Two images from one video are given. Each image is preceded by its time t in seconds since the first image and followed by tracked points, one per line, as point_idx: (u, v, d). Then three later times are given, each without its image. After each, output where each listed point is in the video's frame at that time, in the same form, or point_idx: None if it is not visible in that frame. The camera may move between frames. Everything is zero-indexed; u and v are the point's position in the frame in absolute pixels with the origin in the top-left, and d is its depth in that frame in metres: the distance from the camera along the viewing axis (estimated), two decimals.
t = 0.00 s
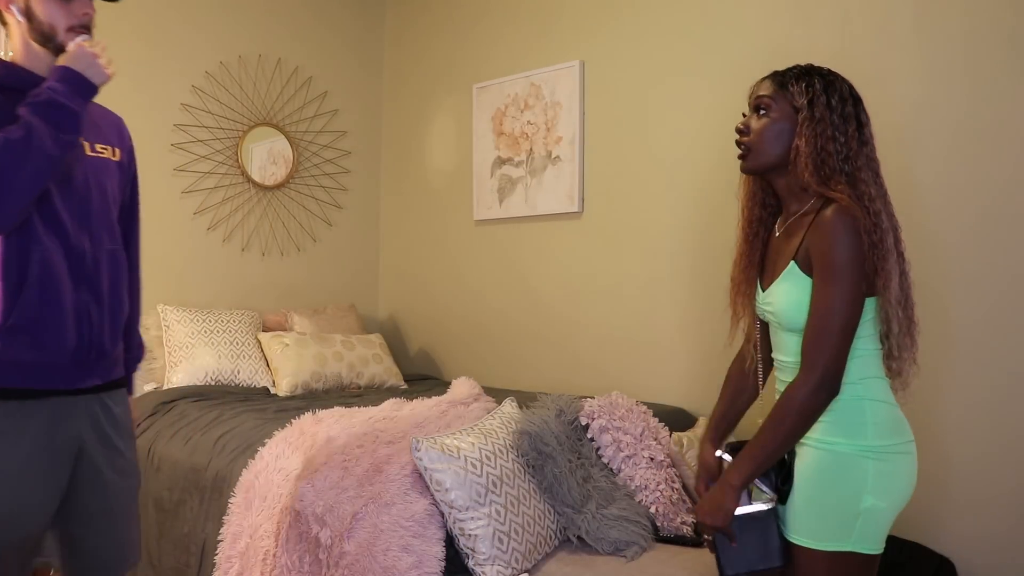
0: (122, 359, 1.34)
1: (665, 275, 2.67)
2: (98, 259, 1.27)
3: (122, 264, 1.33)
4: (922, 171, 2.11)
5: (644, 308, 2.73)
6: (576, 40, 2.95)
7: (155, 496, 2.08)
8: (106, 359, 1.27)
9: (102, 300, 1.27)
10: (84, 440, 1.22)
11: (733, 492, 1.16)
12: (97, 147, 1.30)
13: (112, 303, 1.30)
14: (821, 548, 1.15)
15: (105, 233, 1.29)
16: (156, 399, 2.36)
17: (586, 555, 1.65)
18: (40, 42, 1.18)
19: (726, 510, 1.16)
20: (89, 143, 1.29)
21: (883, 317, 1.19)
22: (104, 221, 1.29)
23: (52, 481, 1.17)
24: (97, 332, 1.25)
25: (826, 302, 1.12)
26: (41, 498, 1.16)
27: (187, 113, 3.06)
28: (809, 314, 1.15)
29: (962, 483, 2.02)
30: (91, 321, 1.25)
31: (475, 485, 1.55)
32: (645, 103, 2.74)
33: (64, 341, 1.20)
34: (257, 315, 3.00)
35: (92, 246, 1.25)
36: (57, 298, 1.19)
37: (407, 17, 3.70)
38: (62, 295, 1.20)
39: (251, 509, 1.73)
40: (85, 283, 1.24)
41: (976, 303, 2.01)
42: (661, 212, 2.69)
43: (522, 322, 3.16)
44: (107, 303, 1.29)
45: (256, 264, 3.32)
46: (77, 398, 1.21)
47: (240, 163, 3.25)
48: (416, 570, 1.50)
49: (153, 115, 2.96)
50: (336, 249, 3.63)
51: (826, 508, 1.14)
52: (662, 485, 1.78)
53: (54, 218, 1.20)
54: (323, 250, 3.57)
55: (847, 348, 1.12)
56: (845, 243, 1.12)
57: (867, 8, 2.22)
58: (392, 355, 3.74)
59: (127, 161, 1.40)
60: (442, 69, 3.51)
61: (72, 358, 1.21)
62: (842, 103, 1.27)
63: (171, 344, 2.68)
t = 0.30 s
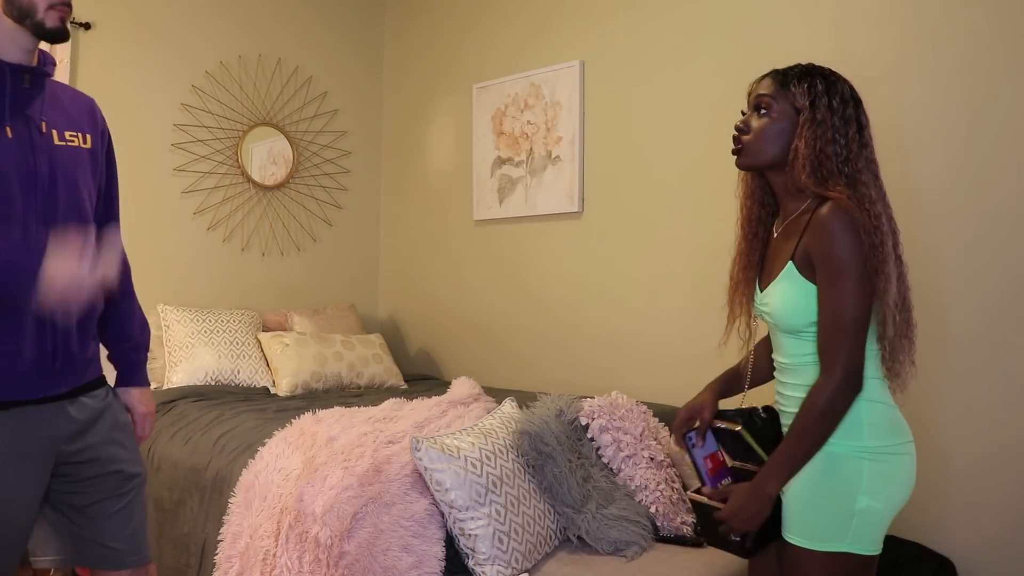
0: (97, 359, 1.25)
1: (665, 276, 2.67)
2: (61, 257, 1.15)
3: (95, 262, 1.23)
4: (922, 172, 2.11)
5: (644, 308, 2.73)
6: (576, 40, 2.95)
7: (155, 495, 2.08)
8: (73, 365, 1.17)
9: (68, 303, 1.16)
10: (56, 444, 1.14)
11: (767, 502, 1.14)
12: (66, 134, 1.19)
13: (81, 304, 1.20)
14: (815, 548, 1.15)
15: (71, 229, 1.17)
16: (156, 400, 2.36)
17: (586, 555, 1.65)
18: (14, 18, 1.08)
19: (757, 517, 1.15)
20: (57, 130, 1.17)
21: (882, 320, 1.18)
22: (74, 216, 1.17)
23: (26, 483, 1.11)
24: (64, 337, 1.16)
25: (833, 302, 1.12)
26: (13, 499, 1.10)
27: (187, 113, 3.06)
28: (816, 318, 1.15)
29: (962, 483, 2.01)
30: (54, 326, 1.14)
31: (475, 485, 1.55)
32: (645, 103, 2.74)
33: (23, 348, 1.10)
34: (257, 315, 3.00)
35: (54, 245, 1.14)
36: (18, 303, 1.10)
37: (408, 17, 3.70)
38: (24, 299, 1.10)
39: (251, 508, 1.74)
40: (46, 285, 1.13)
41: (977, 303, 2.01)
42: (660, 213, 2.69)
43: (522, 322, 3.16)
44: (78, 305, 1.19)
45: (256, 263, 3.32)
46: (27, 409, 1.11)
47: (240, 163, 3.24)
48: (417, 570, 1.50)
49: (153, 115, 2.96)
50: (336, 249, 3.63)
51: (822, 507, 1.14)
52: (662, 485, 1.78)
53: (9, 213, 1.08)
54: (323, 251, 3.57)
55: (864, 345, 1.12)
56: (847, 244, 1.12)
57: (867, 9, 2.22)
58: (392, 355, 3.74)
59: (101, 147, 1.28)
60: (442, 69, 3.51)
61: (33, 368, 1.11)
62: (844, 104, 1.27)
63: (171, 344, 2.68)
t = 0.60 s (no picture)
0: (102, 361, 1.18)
1: (666, 275, 2.67)
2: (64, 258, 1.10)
3: (100, 262, 1.16)
4: (923, 171, 2.11)
5: (644, 307, 2.73)
6: (576, 40, 2.95)
7: (155, 495, 2.07)
8: (77, 369, 1.10)
9: (70, 304, 1.10)
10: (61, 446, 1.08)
11: (762, 492, 1.15)
12: (71, 129, 1.13)
13: (84, 305, 1.13)
14: (821, 549, 1.15)
15: (75, 227, 1.11)
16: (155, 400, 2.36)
17: (586, 555, 1.65)
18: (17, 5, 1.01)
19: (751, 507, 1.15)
20: (60, 125, 1.11)
21: (887, 320, 1.18)
22: (77, 212, 1.12)
23: (27, 491, 1.04)
24: (66, 340, 1.09)
25: (840, 302, 1.12)
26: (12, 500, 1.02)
27: (187, 113, 3.06)
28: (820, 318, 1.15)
29: (964, 482, 2.02)
30: (56, 329, 1.08)
31: (475, 485, 1.55)
32: (644, 103, 2.74)
33: (23, 354, 1.04)
34: (257, 315, 3.00)
35: (56, 244, 1.09)
36: (16, 305, 1.03)
37: (407, 17, 3.70)
38: (23, 300, 1.04)
39: (251, 508, 1.74)
40: (47, 284, 1.07)
41: (978, 303, 2.01)
42: (660, 213, 2.69)
43: (523, 322, 3.16)
44: (79, 305, 1.12)
45: (256, 263, 3.32)
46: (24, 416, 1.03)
47: (240, 163, 3.24)
48: (416, 570, 1.48)
49: (153, 115, 2.96)
50: (336, 249, 3.63)
51: (827, 507, 1.14)
52: (662, 485, 1.78)
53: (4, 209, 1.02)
54: (323, 251, 3.57)
55: (869, 345, 1.12)
56: (852, 243, 1.12)
57: (867, 8, 2.22)
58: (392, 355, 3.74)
59: (109, 142, 1.22)
60: (442, 69, 3.51)
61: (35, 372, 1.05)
62: (846, 105, 1.27)
63: (170, 344, 2.68)
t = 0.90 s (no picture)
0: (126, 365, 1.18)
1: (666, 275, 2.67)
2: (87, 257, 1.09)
3: (122, 261, 1.16)
4: (923, 171, 2.11)
5: (644, 307, 2.73)
6: (576, 40, 2.95)
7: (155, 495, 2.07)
8: (99, 369, 1.10)
9: (92, 304, 1.09)
10: (84, 448, 1.08)
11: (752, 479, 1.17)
12: (94, 128, 1.12)
13: (105, 304, 1.12)
14: (822, 550, 1.15)
15: (98, 227, 1.11)
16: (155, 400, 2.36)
17: (586, 555, 1.65)
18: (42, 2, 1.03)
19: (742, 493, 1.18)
20: (83, 124, 1.11)
21: (890, 317, 1.19)
22: (99, 210, 1.11)
23: (54, 485, 1.04)
24: (88, 341, 1.08)
25: (840, 301, 1.12)
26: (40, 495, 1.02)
27: (187, 113, 3.06)
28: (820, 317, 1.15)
29: (964, 482, 2.02)
30: (77, 327, 1.07)
31: (475, 485, 1.55)
32: (644, 103, 2.74)
33: (44, 351, 1.04)
34: (257, 315, 3.00)
35: (80, 242, 1.08)
36: (36, 304, 1.03)
37: (407, 17, 3.70)
38: (44, 296, 1.04)
39: (251, 508, 1.74)
40: (70, 283, 1.07)
41: (979, 303, 2.02)
42: (661, 213, 2.69)
43: (523, 322, 3.16)
44: (101, 305, 1.11)
45: (256, 263, 3.32)
46: (48, 415, 1.03)
47: (240, 163, 3.24)
48: (417, 570, 1.46)
49: (153, 115, 2.96)
50: (336, 249, 3.63)
51: (828, 509, 1.14)
52: (662, 485, 1.79)
53: (25, 206, 1.02)
54: (323, 250, 3.57)
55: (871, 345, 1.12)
56: (853, 241, 1.12)
57: (867, 9, 2.22)
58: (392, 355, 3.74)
59: (133, 145, 1.21)
60: (442, 69, 3.51)
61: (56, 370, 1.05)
62: (844, 102, 1.27)
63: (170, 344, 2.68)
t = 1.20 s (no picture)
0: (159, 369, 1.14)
1: (666, 275, 2.67)
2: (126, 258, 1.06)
3: (160, 268, 1.13)
4: (924, 171, 2.11)
5: (644, 307, 2.73)
6: (575, 41, 2.96)
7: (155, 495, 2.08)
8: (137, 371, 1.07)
9: (130, 306, 1.07)
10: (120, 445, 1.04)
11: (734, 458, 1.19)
12: (131, 131, 1.11)
13: (142, 306, 1.10)
14: (826, 551, 1.15)
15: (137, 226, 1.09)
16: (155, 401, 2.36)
17: (586, 555, 1.65)
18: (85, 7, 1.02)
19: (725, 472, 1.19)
20: (122, 126, 1.09)
21: (889, 318, 1.18)
22: (138, 210, 1.09)
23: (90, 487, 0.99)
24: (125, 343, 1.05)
25: (839, 300, 1.12)
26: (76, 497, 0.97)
27: (187, 113, 3.06)
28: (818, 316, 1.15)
29: (964, 482, 2.02)
30: (114, 329, 1.04)
31: (475, 485, 1.55)
32: (644, 102, 2.74)
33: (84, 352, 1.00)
34: (257, 315, 3.00)
35: (120, 240, 1.05)
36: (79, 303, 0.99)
37: (407, 17, 3.70)
38: (85, 296, 1.00)
39: (251, 508, 1.74)
40: (111, 284, 1.04)
41: (979, 303, 2.02)
42: (660, 213, 2.69)
43: (523, 322, 3.16)
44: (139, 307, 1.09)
45: (256, 263, 3.32)
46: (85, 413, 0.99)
47: (240, 163, 3.24)
48: (417, 570, 1.46)
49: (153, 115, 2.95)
50: (336, 249, 3.63)
51: (832, 509, 1.14)
52: (662, 485, 1.78)
53: (68, 203, 0.98)
54: (323, 250, 3.57)
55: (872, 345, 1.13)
56: (853, 241, 1.13)
57: (867, 9, 2.22)
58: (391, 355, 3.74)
59: (166, 151, 1.20)
60: (442, 69, 3.51)
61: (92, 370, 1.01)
62: (846, 102, 1.27)
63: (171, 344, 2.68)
